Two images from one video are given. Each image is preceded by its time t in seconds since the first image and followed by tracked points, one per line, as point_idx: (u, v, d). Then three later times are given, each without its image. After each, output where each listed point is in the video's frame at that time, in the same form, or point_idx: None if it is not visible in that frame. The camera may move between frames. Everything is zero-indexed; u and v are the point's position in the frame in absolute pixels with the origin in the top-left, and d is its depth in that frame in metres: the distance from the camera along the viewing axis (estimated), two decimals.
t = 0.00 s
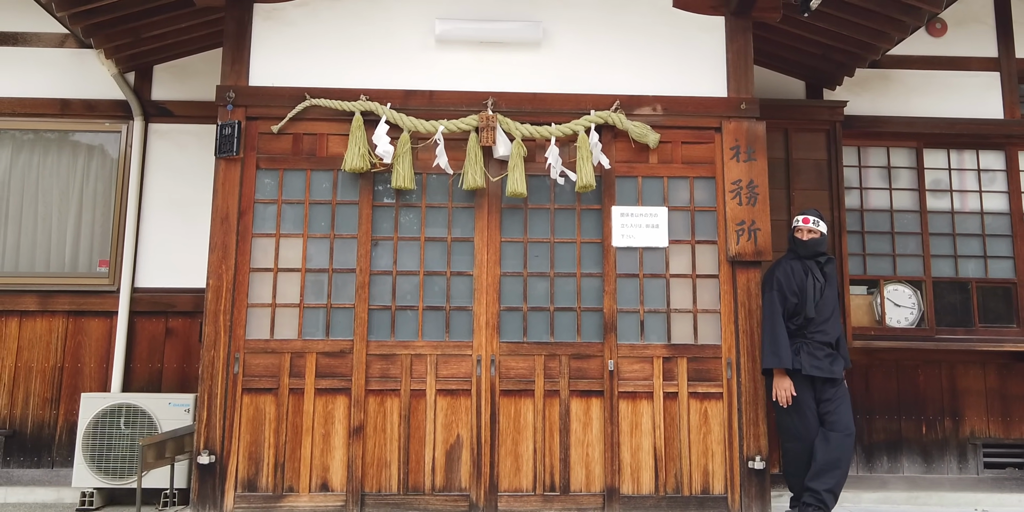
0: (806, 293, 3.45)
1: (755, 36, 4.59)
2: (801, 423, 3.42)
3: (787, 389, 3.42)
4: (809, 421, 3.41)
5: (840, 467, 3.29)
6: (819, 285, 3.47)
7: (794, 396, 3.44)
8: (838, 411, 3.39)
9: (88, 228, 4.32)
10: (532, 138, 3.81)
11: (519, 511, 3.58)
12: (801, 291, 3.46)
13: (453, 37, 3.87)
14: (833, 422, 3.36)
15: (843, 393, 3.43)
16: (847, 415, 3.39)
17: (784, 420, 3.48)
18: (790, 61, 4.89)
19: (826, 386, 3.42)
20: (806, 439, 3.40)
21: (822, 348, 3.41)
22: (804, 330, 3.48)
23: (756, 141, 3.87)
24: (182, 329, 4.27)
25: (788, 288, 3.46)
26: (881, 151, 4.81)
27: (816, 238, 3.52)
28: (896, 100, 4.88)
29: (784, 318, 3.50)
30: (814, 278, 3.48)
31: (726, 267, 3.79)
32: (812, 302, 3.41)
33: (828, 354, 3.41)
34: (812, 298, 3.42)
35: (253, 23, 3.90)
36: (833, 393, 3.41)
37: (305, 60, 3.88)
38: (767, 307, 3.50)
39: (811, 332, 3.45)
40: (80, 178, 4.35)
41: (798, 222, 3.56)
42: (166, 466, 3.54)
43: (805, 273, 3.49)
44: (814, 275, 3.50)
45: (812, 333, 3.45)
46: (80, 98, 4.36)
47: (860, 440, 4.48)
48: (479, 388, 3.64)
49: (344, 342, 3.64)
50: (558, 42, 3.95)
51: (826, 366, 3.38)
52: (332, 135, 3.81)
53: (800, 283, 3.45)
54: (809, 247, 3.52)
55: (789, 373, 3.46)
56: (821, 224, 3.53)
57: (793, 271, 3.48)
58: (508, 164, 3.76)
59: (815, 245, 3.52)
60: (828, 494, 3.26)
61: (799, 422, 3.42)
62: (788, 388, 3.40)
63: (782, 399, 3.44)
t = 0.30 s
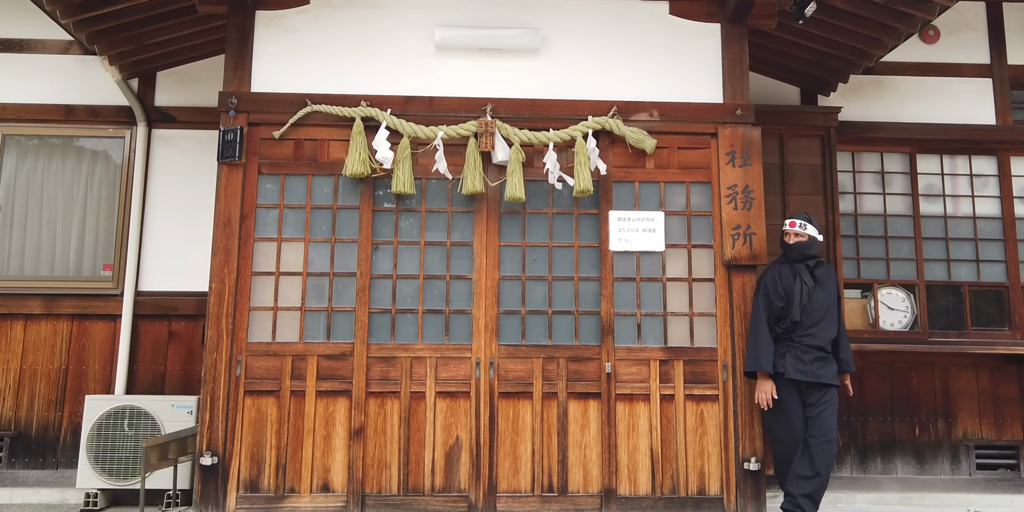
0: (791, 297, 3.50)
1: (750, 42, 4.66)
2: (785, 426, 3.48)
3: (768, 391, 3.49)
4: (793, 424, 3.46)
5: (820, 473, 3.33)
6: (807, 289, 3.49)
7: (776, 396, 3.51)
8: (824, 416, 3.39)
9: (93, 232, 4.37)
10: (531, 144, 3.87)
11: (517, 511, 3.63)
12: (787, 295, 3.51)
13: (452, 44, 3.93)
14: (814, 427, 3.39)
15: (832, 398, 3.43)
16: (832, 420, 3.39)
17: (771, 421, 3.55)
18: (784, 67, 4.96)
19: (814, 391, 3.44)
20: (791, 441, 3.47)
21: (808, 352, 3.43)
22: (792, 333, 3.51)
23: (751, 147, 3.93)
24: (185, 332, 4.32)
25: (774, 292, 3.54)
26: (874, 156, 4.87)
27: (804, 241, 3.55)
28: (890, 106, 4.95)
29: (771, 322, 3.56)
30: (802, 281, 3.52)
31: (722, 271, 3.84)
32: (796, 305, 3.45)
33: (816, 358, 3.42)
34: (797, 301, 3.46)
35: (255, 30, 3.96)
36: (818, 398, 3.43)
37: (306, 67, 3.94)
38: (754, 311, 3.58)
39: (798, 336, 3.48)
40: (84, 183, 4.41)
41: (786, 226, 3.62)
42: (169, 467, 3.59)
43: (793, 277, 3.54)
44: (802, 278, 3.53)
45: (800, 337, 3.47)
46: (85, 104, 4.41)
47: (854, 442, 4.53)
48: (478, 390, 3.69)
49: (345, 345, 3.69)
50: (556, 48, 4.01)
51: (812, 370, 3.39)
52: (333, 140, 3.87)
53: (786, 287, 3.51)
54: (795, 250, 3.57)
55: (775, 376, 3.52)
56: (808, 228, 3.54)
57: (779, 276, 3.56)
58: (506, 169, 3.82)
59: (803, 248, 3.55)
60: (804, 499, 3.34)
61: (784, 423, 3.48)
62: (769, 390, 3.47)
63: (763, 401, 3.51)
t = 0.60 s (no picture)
0: (776, 298, 3.52)
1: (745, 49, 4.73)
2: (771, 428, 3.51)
3: (752, 393, 3.52)
4: (781, 428, 3.49)
5: (807, 478, 3.32)
6: (792, 290, 3.49)
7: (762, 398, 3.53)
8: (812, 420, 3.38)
9: (97, 237, 4.42)
10: (529, 149, 3.93)
11: None
12: (772, 296, 3.53)
13: (452, 51, 3.99)
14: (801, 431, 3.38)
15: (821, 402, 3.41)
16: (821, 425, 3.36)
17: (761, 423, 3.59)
18: (779, 74, 5.03)
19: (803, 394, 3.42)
20: (780, 445, 3.49)
21: (794, 354, 3.42)
22: (779, 335, 3.51)
23: (747, 152, 3.98)
24: (188, 335, 4.38)
25: (759, 293, 3.57)
26: (869, 161, 4.94)
27: (790, 242, 3.56)
28: (884, 112, 5.01)
29: (759, 324, 3.58)
30: (787, 282, 3.52)
31: (718, 275, 3.90)
32: (779, 306, 3.46)
33: (802, 360, 3.41)
34: (781, 302, 3.47)
35: (257, 37, 4.02)
36: (806, 401, 3.42)
37: (307, 73, 4.00)
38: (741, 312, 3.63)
39: (784, 338, 3.48)
40: (89, 188, 4.46)
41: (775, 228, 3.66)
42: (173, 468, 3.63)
43: (779, 279, 3.56)
44: (788, 280, 3.53)
45: (785, 339, 3.48)
46: (89, 110, 4.47)
47: (849, 443, 4.58)
48: (477, 393, 3.73)
49: (345, 347, 3.74)
50: (555, 55, 4.07)
51: (798, 372, 3.39)
52: (333, 146, 3.93)
53: (770, 288, 3.54)
54: (782, 252, 3.60)
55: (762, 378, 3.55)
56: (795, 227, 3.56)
57: (766, 278, 3.59)
58: (505, 174, 3.87)
59: (788, 250, 3.58)
60: (791, 503, 3.35)
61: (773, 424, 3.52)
62: (753, 392, 3.50)
63: (748, 402, 3.55)
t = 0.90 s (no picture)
0: (760, 299, 3.53)
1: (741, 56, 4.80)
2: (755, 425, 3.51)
3: (735, 390, 3.53)
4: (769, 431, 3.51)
5: (801, 484, 3.39)
6: (776, 290, 3.51)
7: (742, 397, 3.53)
8: (801, 423, 3.40)
9: (101, 241, 4.47)
10: (528, 154, 3.98)
11: None
12: (756, 297, 3.55)
13: (451, 57, 4.05)
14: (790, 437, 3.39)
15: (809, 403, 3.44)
16: (810, 427, 3.38)
17: (739, 426, 3.54)
18: (775, 80, 5.10)
19: (789, 395, 3.43)
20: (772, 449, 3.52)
21: (779, 354, 3.44)
22: (764, 336, 3.52)
23: (743, 157, 4.04)
24: (191, 339, 4.43)
25: (744, 295, 3.59)
26: (863, 167, 5.00)
27: (775, 242, 3.55)
28: (878, 117, 5.08)
29: (744, 325, 3.60)
30: (772, 283, 3.53)
31: (714, 278, 3.95)
32: (763, 307, 3.48)
33: (787, 361, 3.43)
34: (765, 303, 3.48)
35: (259, 44, 4.07)
36: (793, 404, 3.44)
37: (309, 80, 4.05)
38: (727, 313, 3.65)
39: (770, 338, 3.49)
40: (93, 193, 4.52)
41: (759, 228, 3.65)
42: (176, 469, 3.68)
43: (764, 279, 3.57)
44: (772, 280, 3.55)
45: (770, 339, 3.49)
46: (93, 116, 4.52)
47: (843, 444, 4.63)
48: (476, 395, 3.78)
49: (346, 350, 3.79)
50: (553, 62, 4.14)
51: (783, 373, 3.41)
52: (334, 151, 3.98)
53: (755, 289, 3.55)
54: (767, 253, 3.59)
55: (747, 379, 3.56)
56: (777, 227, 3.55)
57: (750, 279, 3.61)
58: (504, 179, 3.93)
59: (773, 250, 3.56)
60: (785, 506, 3.40)
61: (751, 425, 3.45)
62: (734, 389, 3.51)
63: (730, 400, 3.56)
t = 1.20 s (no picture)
0: (749, 306, 3.61)
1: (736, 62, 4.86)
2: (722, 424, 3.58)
3: (706, 385, 3.63)
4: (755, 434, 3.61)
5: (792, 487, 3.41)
6: (765, 297, 3.58)
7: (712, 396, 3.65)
8: (786, 426, 3.47)
9: (104, 245, 4.52)
10: (526, 159, 4.04)
11: None
12: (745, 304, 3.63)
13: (450, 63, 4.11)
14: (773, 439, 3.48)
15: (794, 406, 3.52)
16: (796, 429, 3.45)
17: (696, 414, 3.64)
18: (770, 86, 5.17)
19: (773, 400, 3.52)
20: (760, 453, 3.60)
21: (764, 359, 3.54)
22: (752, 341, 3.61)
23: (738, 162, 4.10)
24: (194, 341, 4.48)
25: (733, 300, 3.67)
26: (857, 172, 5.06)
27: (764, 250, 3.62)
28: (872, 123, 5.15)
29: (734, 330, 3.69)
30: (761, 290, 3.61)
31: (710, 282, 4.00)
32: (751, 314, 3.56)
33: (772, 366, 3.53)
34: (753, 310, 3.56)
35: (261, 50, 4.13)
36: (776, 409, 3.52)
37: (310, 86, 4.11)
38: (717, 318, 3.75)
39: (756, 343, 3.58)
40: (97, 197, 4.57)
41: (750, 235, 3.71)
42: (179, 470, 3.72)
43: (755, 285, 3.64)
44: (763, 287, 3.62)
45: (757, 345, 3.58)
46: (96, 121, 4.58)
47: (838, 446, 4.69)
48: (475, 397, 3.83)
49: (347, 353, 3.84)
50: (551, 68, 4.20)
51: (767, 378, 3.50)
52: (335, 156, 4.04)
53: (744, 295, 3.63)
54: (757, 259, 3.66)
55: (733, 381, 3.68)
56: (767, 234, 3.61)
57: (740, 285, 3.69)
58: (503, 184, 3.98)
59: (763, 257, 3.63)
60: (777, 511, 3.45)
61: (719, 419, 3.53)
62: (703, 384, 3.62)
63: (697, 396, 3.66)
